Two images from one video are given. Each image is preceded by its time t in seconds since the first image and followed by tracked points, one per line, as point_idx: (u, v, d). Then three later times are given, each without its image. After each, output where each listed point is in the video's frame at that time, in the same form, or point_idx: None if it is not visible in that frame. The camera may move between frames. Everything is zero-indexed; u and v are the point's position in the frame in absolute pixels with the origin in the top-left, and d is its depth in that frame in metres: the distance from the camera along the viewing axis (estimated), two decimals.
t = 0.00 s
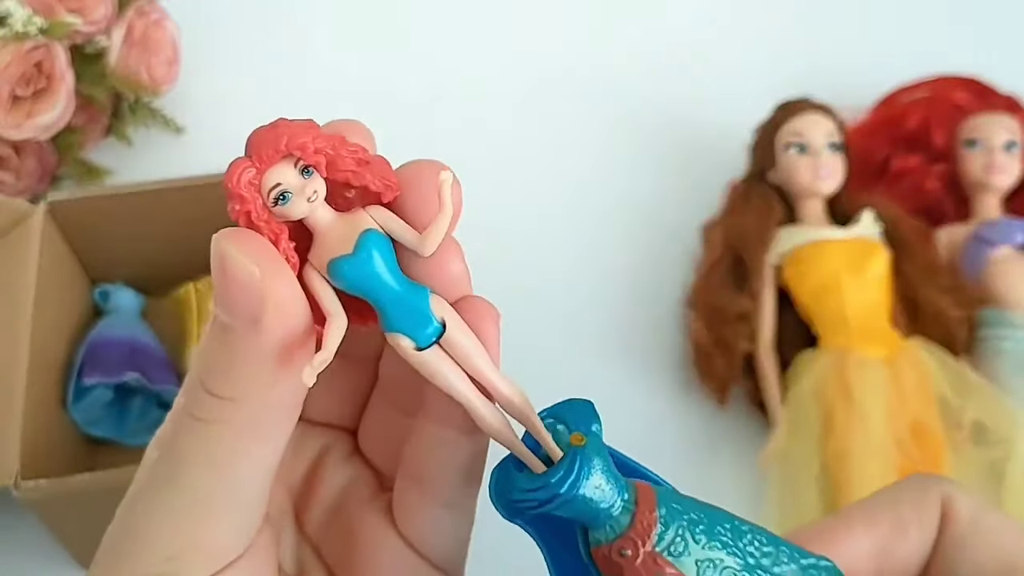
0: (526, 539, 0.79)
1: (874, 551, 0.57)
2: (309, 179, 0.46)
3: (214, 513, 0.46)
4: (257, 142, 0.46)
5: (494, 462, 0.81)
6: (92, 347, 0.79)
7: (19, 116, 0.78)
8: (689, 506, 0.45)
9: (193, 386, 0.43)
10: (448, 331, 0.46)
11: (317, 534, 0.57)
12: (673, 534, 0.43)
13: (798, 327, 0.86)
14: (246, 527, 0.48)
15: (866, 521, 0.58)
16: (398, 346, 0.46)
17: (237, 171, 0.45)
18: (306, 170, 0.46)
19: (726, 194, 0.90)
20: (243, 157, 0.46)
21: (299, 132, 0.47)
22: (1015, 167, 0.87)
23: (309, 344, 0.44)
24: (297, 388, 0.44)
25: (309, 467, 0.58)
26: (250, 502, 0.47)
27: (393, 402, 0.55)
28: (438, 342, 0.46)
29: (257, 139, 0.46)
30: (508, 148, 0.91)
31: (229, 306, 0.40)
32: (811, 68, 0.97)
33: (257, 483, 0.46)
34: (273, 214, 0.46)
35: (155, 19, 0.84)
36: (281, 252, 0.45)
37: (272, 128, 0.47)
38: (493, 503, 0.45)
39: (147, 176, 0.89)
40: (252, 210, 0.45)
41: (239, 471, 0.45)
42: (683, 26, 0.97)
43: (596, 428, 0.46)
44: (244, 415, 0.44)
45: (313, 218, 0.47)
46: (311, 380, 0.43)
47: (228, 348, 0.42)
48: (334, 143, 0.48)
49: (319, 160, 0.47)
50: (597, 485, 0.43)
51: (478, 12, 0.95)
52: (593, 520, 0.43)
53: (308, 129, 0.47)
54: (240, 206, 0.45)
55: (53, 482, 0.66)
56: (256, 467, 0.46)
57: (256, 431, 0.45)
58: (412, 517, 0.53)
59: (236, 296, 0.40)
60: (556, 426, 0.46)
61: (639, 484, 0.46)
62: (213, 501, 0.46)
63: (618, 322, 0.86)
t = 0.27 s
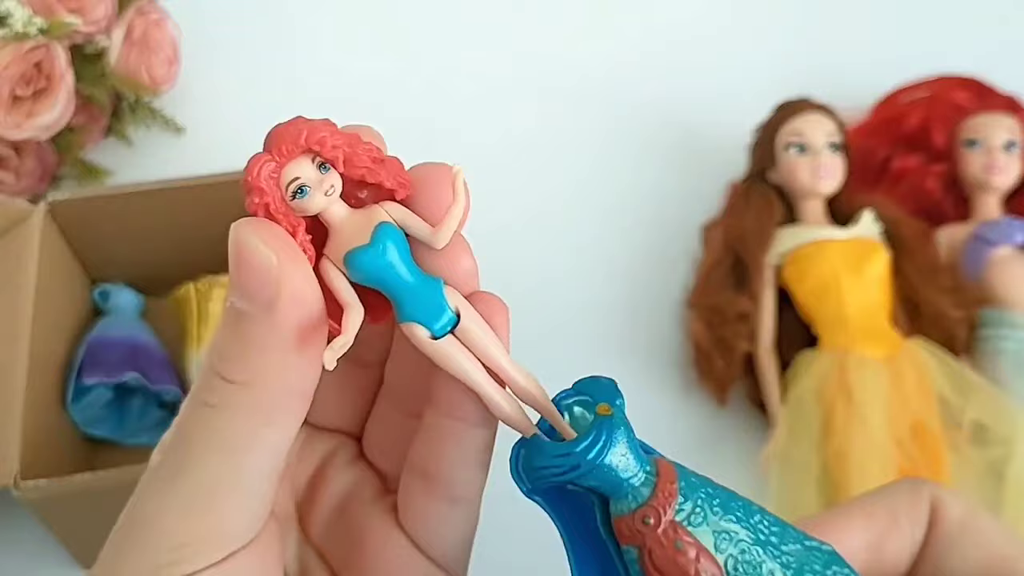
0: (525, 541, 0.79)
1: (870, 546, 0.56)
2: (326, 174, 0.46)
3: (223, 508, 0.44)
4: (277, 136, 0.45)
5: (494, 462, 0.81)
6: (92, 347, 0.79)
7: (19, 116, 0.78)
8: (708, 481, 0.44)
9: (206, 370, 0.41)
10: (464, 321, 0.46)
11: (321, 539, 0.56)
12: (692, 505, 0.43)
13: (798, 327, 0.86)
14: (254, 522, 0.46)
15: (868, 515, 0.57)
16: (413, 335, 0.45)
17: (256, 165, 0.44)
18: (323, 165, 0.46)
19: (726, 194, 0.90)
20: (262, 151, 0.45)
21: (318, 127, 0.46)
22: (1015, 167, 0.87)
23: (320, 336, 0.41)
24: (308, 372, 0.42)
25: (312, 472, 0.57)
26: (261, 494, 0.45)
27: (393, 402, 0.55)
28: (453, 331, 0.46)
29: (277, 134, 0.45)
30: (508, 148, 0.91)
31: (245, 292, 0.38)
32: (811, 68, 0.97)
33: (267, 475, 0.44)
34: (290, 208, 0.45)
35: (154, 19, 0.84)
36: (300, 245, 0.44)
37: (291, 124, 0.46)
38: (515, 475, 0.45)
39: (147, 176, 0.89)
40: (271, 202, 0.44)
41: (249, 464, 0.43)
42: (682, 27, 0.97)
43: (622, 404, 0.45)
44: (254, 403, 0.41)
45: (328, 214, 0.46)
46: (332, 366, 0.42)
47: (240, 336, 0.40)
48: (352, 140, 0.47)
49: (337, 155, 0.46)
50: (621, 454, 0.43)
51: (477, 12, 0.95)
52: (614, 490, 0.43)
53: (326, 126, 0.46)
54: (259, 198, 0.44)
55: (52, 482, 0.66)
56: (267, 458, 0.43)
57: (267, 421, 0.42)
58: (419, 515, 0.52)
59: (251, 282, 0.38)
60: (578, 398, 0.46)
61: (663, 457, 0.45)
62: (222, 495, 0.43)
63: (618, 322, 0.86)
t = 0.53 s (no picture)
0: (526, 540, 0.79)
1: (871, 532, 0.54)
2: (326, 163, 0.46)
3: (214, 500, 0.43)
4: (279, 123, 0.45)
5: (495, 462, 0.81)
6: (92, 348, 0.79)
7: (19, 116, 0.78)
8: (688, 486, 0.44)
9: (207, 357, 0.42)
10: (459, 313, 0.45)
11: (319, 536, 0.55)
12: (670, 512, 0.43)
13: (798, 327, 0.86)
14: (247, 521, 0.45)
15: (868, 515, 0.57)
16: (409, 327, 0.45)
17: (258, 151, 0.44)
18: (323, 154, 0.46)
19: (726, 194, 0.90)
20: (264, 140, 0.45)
21: (319, 116, 0.46)
22: (1015, 167, 0.87)
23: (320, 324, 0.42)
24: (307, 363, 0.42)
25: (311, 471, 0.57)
26: (257, 494, 0.44)
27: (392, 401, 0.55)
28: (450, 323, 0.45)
29: (278, 122, 0.46)
30: (508, 148, 0.91)
31: (243, 277, 0.40)
32: (811, 68, 0.97)
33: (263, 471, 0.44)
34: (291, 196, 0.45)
35: (154, 19, 0.84)
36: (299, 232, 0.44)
37: (293, 112, 0.46)
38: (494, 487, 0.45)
39: (147, 176, 0.89)
40: (271, 189, 0.44)
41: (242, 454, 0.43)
42: (682, 27, 0.97)
43: (594, 412, 0.45)
44: (250, 388, 0.42)
45: (328, 203, 0.46)
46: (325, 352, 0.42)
47: (240, 318, 0.41)
48: (352, 130, 0.47)
49: (337, 144, 0.46)
50: (595, 464, 0.43)
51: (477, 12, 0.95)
52: (590, 499, 0.43)
53: (327, 115, 0.46)
54: (260, 184, 0.44)
55: (52, 482, 0.66)
56: (262, 453, 0.43)
57: (262, 409, 0.42)
58: (416, 508, 0.50)
59: (249, 262, 0.39)
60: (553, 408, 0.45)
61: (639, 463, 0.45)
62: (215, 487, 0.43)
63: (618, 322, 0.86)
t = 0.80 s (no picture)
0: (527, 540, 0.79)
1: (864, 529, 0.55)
2: (388, 180, 0.45)
3: (251, 511, 0.42)
4: (343, 138, 0.45)
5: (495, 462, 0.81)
6: (92, 348, 0.79)
7: (19, 116, 0.78)
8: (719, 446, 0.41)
9: (255, 361, 0.40)
10: (516, 324, 0.45)
11: (341, 546, 0.53)
12: (703, 472, 0.40)
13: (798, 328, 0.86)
14: (280, 531, 0.43)
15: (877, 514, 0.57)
16: (466, 339, 0.44)
17: (322, 164, 0.44)
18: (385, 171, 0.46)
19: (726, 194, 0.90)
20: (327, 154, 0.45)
21: (382, 134, 0.46)
22: (1015, 167, 0.87)
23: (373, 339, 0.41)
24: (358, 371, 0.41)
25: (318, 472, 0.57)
26: (292, 503, 0.43)
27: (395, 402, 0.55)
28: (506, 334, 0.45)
29: (342, 137, 0.45)
30: (507, 147, 0.91)
31: (301, 285, 0.37)
32: (810, 68, 0.97)
33: (302, 480, 0.42)
34: (352, 211, 0.44)
35: (154, 19, 0.84)
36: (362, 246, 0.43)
37: (356, 129, 0.46)
38: (512, 435, 0.41)
39: (147, 176, 0.89)
40: (335, 203, 0.43)
41: (286, 463, 0.41)
42: (682, 27, 0.97)
43: (631, 360, 0.42)
44: (301, 397, 0.40)
45: (387, 220, 0.45)
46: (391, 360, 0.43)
47: (294, 327, 0.38)
48: (413, 149, 0.47)
49: (399, 162, 0.46)
50: (631, 416, 0.40)
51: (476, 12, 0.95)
52: (620, 454, 0.40)
53: (389, 134, 0.46)
54: (323, 198, 0.43)
55: (52, 482, 0.66)
56: (304, 462, 0.42)
57: (309, 419, 0.41)
58: (434, 515, 0.51)
59: (312, 274, 0.37)
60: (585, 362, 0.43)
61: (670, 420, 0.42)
62: (253, 498, 0.41)
63: (618, 323, 0.86)
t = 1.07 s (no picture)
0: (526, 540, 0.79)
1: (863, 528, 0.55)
2: (388, 193, 0.45)
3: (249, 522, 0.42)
4: (344, 151, 0.44)
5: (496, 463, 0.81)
6: (92, 348, 0.79)
7: (19, 116, 0.78)
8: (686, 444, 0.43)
9: (252, 378, 0.39)
10: (517, 344, 0.44)
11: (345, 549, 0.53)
12: (666, 469, 0.42)
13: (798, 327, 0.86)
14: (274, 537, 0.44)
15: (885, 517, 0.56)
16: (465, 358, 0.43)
17: (322, 177, 0.43)
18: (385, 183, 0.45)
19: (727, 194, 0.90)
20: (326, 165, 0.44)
21: (382, 145, 0.45)
22: (1015, 167, 0.87)
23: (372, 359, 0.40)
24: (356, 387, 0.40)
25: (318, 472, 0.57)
26: (286, 509, 0.43)
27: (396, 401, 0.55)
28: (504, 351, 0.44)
29: (343, 150, 0.44)
30: (507, 147, 0.91)
31: (303, 307, 0.36)
32: (811, 68, 0.97)
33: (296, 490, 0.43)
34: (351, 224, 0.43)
35: (155, 19, 0.84)
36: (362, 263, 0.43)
37: (357, 141, 0.45)
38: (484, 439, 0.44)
39: (147, 176, 0.89)
40: (336, 217, 0.42)
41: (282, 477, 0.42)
42: (682, 27, 0.97)
43: (590, 364, 0.44)
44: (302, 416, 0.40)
45: (388, 233, 0.44)
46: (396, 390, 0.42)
47: (297, 349, 0.38)
48: (413, 161, 0.46)
49: (400, 175, 0.45)
50: (590, 415, 0.41)
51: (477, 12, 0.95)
52: (583, 454, 0.42)
53: (389, 145, 0.46)
54: (324, 210, 0.42)
55: (52, 482, 0.66)
56: (300, 473, 0.42)
57: (307, 435, 0.41)
58: (427, 520, 0.54)
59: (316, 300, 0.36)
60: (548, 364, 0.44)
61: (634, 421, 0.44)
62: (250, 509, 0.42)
63: (619, 322, 0.86)
